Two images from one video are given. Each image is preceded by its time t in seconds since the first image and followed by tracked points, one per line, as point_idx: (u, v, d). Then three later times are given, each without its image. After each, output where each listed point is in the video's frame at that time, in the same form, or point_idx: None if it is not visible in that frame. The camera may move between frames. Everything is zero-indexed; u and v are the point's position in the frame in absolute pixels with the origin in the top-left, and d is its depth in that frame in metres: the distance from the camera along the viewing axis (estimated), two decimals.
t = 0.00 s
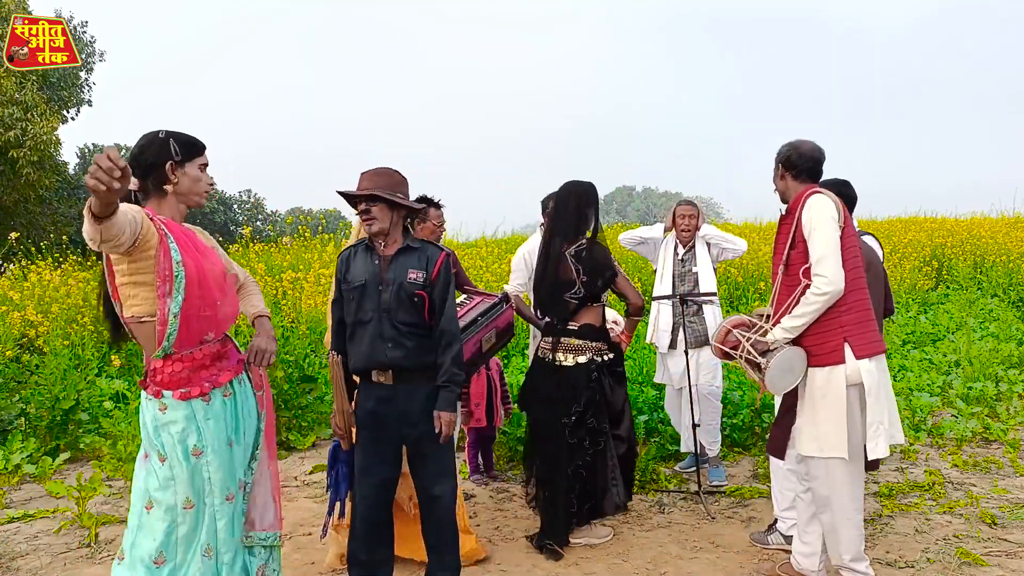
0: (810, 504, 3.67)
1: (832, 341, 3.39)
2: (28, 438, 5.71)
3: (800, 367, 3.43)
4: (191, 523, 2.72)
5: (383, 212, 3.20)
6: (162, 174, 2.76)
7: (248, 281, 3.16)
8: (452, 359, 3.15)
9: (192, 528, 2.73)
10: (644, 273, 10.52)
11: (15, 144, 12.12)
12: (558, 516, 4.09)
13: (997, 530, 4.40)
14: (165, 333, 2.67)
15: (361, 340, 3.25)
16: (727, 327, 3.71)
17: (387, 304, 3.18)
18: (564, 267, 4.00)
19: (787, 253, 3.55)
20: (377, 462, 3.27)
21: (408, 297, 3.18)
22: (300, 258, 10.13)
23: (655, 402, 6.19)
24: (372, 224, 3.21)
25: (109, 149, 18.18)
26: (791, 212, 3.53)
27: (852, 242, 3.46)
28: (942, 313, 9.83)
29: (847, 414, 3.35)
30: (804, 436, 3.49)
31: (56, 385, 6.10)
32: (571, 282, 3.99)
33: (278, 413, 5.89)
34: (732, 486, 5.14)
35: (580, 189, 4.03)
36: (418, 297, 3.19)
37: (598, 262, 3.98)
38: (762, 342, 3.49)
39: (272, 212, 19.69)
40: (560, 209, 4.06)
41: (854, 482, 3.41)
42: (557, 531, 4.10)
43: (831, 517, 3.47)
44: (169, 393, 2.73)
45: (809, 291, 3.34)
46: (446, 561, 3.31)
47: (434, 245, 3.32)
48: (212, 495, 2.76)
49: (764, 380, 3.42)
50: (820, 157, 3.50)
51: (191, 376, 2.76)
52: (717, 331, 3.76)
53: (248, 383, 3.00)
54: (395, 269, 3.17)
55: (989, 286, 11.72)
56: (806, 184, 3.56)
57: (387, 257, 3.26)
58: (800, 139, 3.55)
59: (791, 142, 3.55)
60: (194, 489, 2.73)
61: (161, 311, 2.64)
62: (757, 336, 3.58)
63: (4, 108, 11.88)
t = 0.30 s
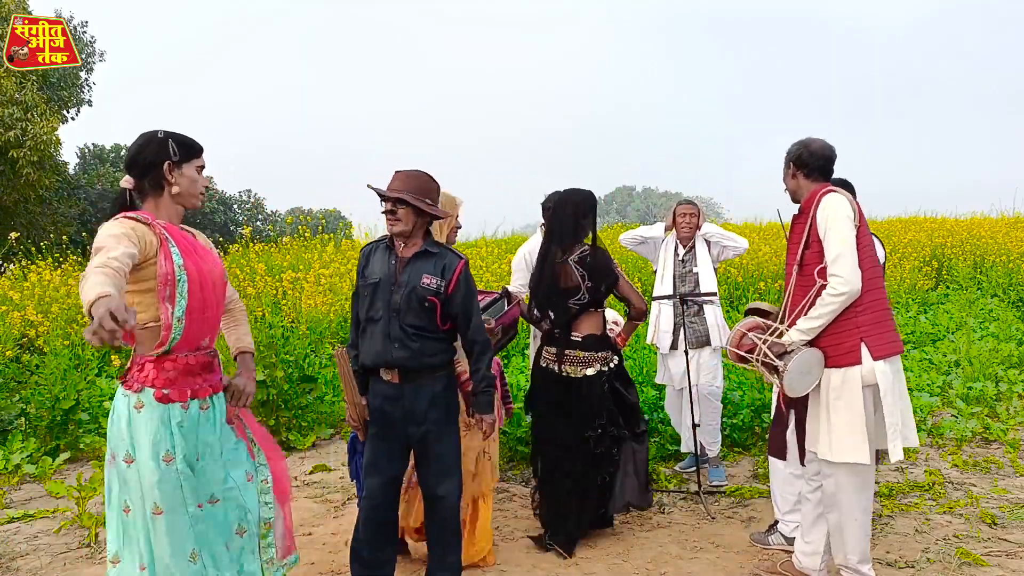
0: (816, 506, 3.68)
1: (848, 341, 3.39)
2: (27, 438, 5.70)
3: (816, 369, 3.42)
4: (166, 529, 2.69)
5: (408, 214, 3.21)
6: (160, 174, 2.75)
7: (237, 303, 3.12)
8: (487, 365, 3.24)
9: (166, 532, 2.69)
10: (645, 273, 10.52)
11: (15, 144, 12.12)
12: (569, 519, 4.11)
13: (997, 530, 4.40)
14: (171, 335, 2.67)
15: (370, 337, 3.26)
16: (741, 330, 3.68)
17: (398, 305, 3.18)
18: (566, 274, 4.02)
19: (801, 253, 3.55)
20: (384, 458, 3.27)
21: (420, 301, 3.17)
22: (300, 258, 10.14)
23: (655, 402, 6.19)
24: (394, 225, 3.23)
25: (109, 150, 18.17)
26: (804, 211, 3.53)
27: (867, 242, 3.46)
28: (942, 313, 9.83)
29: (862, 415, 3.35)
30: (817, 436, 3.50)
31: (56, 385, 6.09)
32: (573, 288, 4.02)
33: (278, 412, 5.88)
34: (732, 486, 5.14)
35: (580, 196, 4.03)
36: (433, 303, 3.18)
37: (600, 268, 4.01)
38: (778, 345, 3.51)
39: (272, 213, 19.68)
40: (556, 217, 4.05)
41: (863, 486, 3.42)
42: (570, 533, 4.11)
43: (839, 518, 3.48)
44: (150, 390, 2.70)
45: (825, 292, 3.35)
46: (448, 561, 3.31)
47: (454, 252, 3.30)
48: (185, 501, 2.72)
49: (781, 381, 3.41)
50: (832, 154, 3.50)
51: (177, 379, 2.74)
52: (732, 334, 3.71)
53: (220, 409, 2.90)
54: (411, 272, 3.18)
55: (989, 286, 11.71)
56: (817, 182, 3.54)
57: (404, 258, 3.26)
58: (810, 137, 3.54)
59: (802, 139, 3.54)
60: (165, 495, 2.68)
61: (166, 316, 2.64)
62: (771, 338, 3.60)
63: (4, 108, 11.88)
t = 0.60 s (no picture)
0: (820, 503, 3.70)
1: (853, 342, 3.39)
2: (27, 438, 5.70)
3: (819, 368, 3.43)
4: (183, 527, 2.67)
5: (424, 216, 3.20)
6: (154, 172, 2.76)
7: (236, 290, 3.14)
8: (490, 371, 3.22)
9: (183, 532, 2.67)
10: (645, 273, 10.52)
11: (15, 144, 12.11)
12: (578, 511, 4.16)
13: (997, 530, 4.40)
14: (173, 335, 2.66)
15: (378, 334, 3.28)
16: (746, 326, 3.72)
17: (406, 305, 3.19)
18: (576, 272, 4.02)
19: (812, 251, 3.55)
20: (387, 455, 3.28)
21: (428, 303, 3.18)
22: (300, 258, 10.13)
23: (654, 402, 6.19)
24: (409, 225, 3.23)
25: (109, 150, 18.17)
26: (817, 208, 3.53)
27: (878, 241, 3.45)
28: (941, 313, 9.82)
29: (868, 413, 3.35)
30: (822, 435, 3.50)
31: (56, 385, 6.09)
32: (584, 285, 4.01)
33: (278, 412, 5.88)
34: (732, 486, 5.14)
35: (587, 194, 4.05)
36: (441, 306, 3.18)
37: (609, 263, 3.99)
38: (783, 343, 3.50)
39: (272, 213, 19.68)
40: (563, 216, 4.10)
41: (868, 485, 3.42)
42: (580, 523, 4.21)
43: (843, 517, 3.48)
44: (168, 390, 2.69)
45: (833, 292, 3.35)
46: (448, 561, 3.30)
47: (465, 255, 3.30)
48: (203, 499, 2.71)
49: (784, 381, 3.41)
50: (847, 150, 3.48)
51: (192, 374, 2.74)
52: (737, 329, 3.76)
53: (238, 398, 2.95)
54: (420, 274, 3.19)
55: (989, 286, 11.71)
56: (831, 178, 3.52)
57: (416, 259, 3.27)
58: (825, 132, 3.53)
59: (816, 134, 3.53)
60: (184, 493, 2.68)
61: (167, 315, 2.63)
62: (775, 336, 3.60)
63: (4, 108, 11.87)
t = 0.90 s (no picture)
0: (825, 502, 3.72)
1: (860, 343, 3.39)
2: (27, 438, 5.70)
3: (824, 369, 3.42)
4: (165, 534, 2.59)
5: (448, 220, 3.23)
6: (142, 172, 2.74)
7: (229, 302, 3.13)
8: (458, 371, 3.10)
9: (166, 539, 2.60)
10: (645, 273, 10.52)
11: (15, 144, 12.11)
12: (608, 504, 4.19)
13: (997, 531, 4.40)
14: (167, 339, 2.63)
15: (382, 334, 3.31)
16: (752, 324, 3.69)
17: (408, 306, 3.20)
18: (581, 280, 4.02)
19: (820, 252, 3.55)
20: (387, 454, 3.29)
21: (428, 304, 3.17)
22: (301, 257, 10.15)
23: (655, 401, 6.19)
24: (432, 229, 3.23)
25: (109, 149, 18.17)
26: (827, 206, 3.54)
27: (886, 243, 3.45)
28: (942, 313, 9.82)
29: (871, 412, 3.35)
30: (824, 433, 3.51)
31: (56, 385, 6.09)
32: (589, 293, 4.02)
33: (278, 412, 5.88)
34: (732, 486, 5.14)
35: (596, 201, 4.04)
36: (439, 306, 3.17)
37: (614, 272, 3.98)
38: (790, 342, 3.49)
39: (272, 213, 19.68)
40: (569, 222, 4.08)
41: (870, 485, 3.41)
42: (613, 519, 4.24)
43: (845, 517, 3.48)
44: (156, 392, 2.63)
45: (842, 294, 3.35)
46: (448, 561, 3.30)
47: (468, 256, 3.26)
48: (184, 504, 2.64)
49: (791, 382, 3.42)
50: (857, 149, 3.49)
51: (181, 377, 2.71)
52: (743, 326, 3.73)
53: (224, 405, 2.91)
54: (422, 274, 3.19)
55: (989, 286, 11.71)
56: (841, 175, 3.52)
57: (420, 260, 3.27)
58: (835, 128, 3.53)
59: (826, 129, 3.54)
60: (166, 499, 2.60)
61: (161, 317, 2.60)
62: (784, 335, 3.57)
63: (4, 108, 11.86)
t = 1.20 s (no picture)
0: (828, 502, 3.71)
1: (861, 340, 3.39)
2: (27, 438, 5.69)
3: (825, 367, 3.42)
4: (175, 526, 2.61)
5: (448, 221, 3.22)
6: (139, 171, 2.74)
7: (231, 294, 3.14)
8: (457, 374, 3.11)
9: (175, 531, 2.61)
10: (644, 273, 10.52)
11: (15, 144, 12.12)
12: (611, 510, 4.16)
13: (997, 530, 4.40)
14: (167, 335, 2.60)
15: (379, 335, 3.31)
16: (752, 322, 3.70)
17: (406, 308, 3.21)
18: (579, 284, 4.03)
19: (821, 249, 3.55)
20: (383, 453, 3.29)
21: (427, 305, 3.19)
22: (301, 257, 10.15)
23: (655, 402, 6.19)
24: (434, 229, 3.22)
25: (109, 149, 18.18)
26: (830, 204, 3.53)
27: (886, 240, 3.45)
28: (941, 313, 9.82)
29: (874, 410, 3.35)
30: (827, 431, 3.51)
31: (56, 385, 6.09)
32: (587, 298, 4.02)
33: (278, 413, 5.88)
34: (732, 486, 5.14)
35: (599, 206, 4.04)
36: (439, 308, 3.19)
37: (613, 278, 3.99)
38: (790, 340, 3.49)
39: (272, 213, 19.68)
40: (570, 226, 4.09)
41: (872, 483, 3.42)
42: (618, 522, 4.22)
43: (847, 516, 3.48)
44: (161, 390, 2.63)
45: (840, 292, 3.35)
46: (448, 561, 3.30)
47: (466, 257, 3.29)
48: (195, 498, 2.65)
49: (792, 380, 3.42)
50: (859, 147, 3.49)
51: (186, 371, 2.69)
52: (743, 323, 3.74)
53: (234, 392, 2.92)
54: (421, 276, 3.20)
55: (989, 286, 11.71)
56: (842, 174, 3.52)
57: (417, 261, 3.28)
58: (837, 128, 3.51)
59: (827, 129, 3.52)
60: (176, 492, 2.61)
61: (161, 316, 2.58)
62: (783, 333, 3.58)
63: (5, 108, 11.86)
